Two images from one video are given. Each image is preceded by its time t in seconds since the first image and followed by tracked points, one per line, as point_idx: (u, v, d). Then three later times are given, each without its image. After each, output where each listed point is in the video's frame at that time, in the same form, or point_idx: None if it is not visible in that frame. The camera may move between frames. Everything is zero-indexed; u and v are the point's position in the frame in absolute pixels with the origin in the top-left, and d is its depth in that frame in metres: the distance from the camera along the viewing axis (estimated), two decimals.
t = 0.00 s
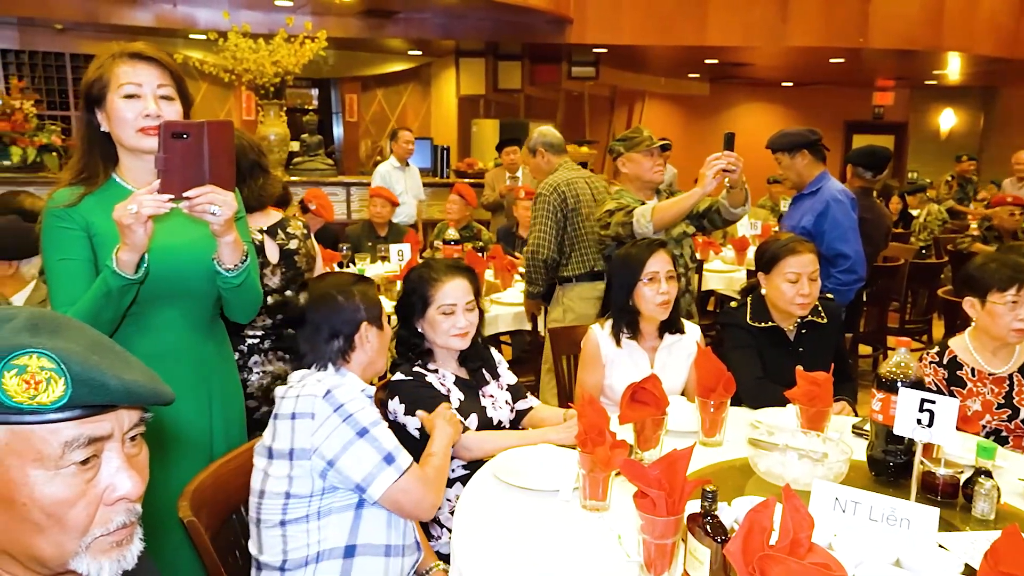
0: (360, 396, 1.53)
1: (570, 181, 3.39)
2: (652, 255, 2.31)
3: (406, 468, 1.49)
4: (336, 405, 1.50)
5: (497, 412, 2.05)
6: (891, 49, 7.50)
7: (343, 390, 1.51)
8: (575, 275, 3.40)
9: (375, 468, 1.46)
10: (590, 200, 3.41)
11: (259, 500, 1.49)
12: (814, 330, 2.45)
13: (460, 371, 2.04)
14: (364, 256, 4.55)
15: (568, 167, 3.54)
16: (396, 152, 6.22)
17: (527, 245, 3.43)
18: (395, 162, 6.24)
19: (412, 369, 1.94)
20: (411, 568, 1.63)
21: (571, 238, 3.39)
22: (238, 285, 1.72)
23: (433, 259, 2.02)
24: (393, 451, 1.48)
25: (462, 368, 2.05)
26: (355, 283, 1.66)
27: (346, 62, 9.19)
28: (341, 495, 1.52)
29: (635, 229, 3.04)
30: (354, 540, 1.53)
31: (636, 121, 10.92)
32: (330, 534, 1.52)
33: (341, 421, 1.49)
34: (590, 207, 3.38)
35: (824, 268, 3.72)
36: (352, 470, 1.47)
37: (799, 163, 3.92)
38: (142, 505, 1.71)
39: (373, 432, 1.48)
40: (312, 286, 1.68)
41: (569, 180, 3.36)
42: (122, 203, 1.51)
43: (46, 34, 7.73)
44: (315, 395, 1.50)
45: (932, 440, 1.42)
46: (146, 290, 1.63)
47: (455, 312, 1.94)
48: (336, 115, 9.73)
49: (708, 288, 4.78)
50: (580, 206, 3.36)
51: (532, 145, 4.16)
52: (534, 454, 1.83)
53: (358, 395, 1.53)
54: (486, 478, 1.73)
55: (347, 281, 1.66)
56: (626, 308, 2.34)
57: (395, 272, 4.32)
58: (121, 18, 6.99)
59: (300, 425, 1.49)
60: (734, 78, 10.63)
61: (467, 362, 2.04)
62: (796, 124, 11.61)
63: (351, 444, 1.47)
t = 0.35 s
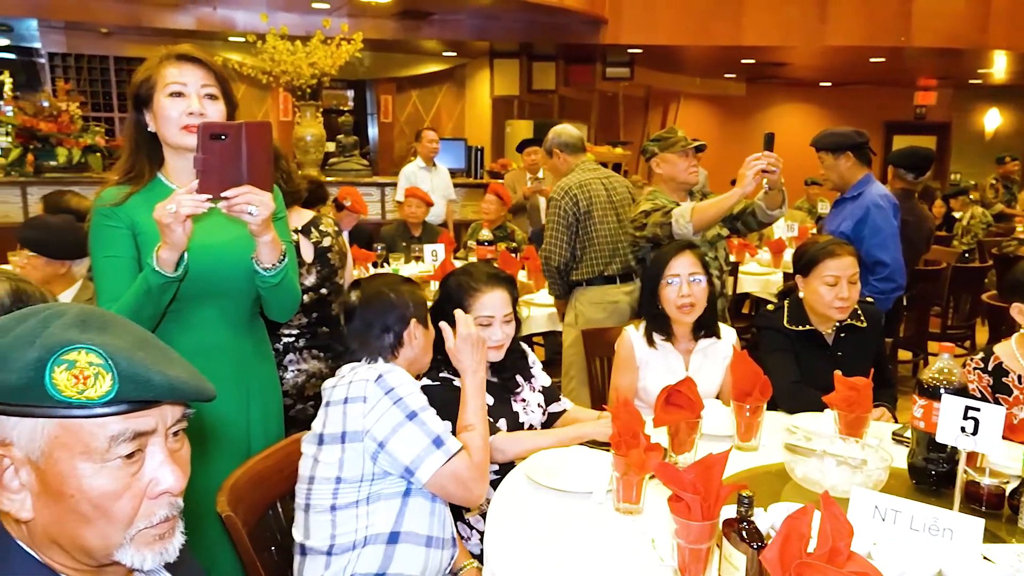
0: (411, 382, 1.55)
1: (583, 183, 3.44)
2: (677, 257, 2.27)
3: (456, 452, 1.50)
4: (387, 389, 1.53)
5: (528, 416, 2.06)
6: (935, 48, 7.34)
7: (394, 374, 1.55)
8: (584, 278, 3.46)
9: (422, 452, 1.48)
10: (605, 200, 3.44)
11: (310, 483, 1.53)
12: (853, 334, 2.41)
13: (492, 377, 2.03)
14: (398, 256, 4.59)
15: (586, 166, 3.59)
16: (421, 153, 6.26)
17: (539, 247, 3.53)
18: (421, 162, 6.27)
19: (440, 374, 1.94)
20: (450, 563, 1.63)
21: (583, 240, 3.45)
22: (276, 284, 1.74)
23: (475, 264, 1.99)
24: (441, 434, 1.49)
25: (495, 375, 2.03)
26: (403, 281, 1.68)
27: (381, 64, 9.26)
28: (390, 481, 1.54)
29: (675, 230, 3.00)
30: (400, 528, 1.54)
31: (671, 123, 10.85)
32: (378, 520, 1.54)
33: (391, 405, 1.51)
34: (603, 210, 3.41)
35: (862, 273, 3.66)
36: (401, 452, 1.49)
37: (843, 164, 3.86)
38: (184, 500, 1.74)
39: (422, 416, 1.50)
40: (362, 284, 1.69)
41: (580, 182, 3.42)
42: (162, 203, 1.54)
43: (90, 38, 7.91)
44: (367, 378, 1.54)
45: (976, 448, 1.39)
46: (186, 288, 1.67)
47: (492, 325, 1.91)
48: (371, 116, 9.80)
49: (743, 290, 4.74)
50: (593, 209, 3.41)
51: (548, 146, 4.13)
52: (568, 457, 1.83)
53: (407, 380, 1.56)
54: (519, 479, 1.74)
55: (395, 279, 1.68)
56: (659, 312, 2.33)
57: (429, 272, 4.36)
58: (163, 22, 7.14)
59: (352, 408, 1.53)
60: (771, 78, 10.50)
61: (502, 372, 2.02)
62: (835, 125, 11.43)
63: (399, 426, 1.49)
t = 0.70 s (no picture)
0: (475, 378, 1.57)
1: (627, 183, 3.48)
2: (727, 263, 2.25)
3: (515, 449, 1.51)
4: (453, 382, 1.55)
5: (578, 423, 2.04)
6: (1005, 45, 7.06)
7: (459, 369, 1.56)
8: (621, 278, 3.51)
9: (485, 445, 1.49)
10: (649, 201, 3.45)
11: (373, 473, 1.56)
12: (916, 340, 2.35)
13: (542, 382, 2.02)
14: (450, 256, 4.62)
15: (638, 167, 3.61)
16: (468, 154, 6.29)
17: (583, 244, 3.65)
18: (469, 163, 6.31)
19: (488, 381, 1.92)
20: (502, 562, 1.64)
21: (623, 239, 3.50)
22: (333, 284, 1.78)
23: (527, 265, 1.99)
24: (503, 430, 1.51)
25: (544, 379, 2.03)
26: (468, 282, 1.70)
27: (434, 65, 9.45)
28: (451, 474, 1.56)
29: (732, 232, 2.95)
30: (458, 521, 1.56)
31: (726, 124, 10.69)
32: (437, 511, 1.55)
33: (456, 398, 1.53)
34: (644, 211, 3.43)
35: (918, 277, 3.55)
36: (465, 444, 1.50)
37: (899, 167, 3.74)
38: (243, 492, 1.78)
39: (485, 410, 1.52)
40: (429, 285, 1.71)
41: (626, 185, 3.47)
42: (226, 205, 1.59)
43: (155, 42, 8.16)
44: (433, 372, 1.56)
45: None
46: (248, 287, 1.71)
47: (545, 326, 1.91)
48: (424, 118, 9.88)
49: (799, 294, 4.64)
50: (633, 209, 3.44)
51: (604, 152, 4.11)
52: (618, 460, 1.82)
53: (471, 375, 1.57)
54: (569, 481, 1.74)
55: (460, 280, 1.71)
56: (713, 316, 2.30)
57: (481, 272, 4.39)
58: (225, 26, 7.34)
59: (418, 400, 1.54)
60: (830, 77, 10.26)
61: (552, 376, 2.02)
62: (897, 126, 11.11)
63: (464, 419, 1.51)
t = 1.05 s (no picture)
0: (530, 381, 1.57)
1: (644, 194, 3.69)
2: (788, 265, 2.19)
3: (569, 453, 1.51)
4: (508, 384, 1.55)
5: (630, 427, 2.02)
6: None
7: (514, 371, 1.56)
8: (637, 283, 3.80)
9: (538, 448, 1.49)
10: (663, 211, 3.63)
11: (426, 471, 1.58)
12: (982, 349, 2.27)
13: (592, 385, 2.01)
14: (501, 257, 4.63)
15: (667, 171, 3.75)
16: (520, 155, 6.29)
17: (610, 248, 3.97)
18: (521, 164, 6.32)
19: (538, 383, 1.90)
20: (551, 565, 1.64)
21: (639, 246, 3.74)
22: (389, 284, 1.80)
23: (573, 269, 1.98)
24: (556, 433, 1.51)
25: (594, 383, 2.01)
26: (525, 283, 1.71)
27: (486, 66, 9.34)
28: (503, 475, 1.56)
29: (801, 239, 2.90)
30: (509, 522, 1.56)
31: (782, 125, 10.51)
32: (488, 512, 1.56)
33: (511, 399, 1.53)
34: (655, 222, 3.64)
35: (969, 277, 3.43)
36: (519, 446, 1.50)
37: (942, 166, 3.62)
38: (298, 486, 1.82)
39: (539, 413, 1.52)
40: (487, 285, 1.72)
41: (639, 195, 3.70)
42: (286, 205, 1.62)
43: (217, 46, 8.38)
44: (489, 372, 1.57)
45: None
46: (306, 286, 1.75)
47: (592, 330, 1.90)
48: (476, 119, 9.93)
49: (856, 299, 4.53)
50: (645, 219, 3.67)
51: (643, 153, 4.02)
52: (669, 464, 1.81)
53: (525, 377, 1.57)
54: (620, 484, 1.73)
55: (519, 281, 1.71)
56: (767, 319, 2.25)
57: (531, 273, 4.41)
58: (284, 30, 7.52)
59: (472, 401, 1.56)
60: (892, 76, 9.97)
61: (601, 380, 2.01)
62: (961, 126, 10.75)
63: (518, 421, 1.51)
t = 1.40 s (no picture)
0: (570, 384, 1.55)
1: (676, 195, 3.87)
2: (849, 266, 2.13)
3: (607, 455, 1.48)
4: (545, 388, 1.55)
5: (679, 432, 2.00)
6: None
7: (552, 374, 1.56)
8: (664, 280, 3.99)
9: (574, 452, 1.48)
10: (689, 213, 3.80)
11: (469, 474, 1.59)
12: None
13: (641, 389, 1.99)
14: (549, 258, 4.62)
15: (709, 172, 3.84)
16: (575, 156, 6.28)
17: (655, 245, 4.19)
18: (574, 166, 6.32)
19: (587, 386, 1.89)
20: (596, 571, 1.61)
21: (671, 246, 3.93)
22: (439, 284, 1.82)
23: (621, 271, 1.96)
24: (595, 437, 1.49)
25: (644, 387, 1.99)
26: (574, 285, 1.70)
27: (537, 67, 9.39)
28: (544, 479, 1.55)
29: (883, 246, 2.80)
30: (551, 526, 1.55)
31: (838, 125, 10.27)
32: (529, 516, 1.56)
33: (547, 404, 1.52)
34: (680, 223, 3.83)
35: None
36: (554, 451, 1.49)
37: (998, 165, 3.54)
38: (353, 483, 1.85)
39: (576, 417, 1.50)
40: (535, 285, 1.72)
41: (671, 196, 3.90)
42: (340, 205, 1.65)
43: (273, 49, 8.56)
44: (526, 376, 1.56)
45: None
46: (357, 287, 1.77)
47: (641, 333, 1.88)
48: (526, 120, 9.94)
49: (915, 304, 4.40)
50: (676, 219, 3.86)
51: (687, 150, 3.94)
52: (721, 470, 1.78)
53: (564, 380, 1.56)
54: (670, 489, 1.72)
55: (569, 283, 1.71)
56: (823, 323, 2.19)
57: (580, 274, 4.40)
58: (338, 32, 7.64)
59: (510, 405, 1.56)
60: (955, 74, 9.66)
61: (651, 384, 1.99)
62: None
63: (553, 425, 1.50)
